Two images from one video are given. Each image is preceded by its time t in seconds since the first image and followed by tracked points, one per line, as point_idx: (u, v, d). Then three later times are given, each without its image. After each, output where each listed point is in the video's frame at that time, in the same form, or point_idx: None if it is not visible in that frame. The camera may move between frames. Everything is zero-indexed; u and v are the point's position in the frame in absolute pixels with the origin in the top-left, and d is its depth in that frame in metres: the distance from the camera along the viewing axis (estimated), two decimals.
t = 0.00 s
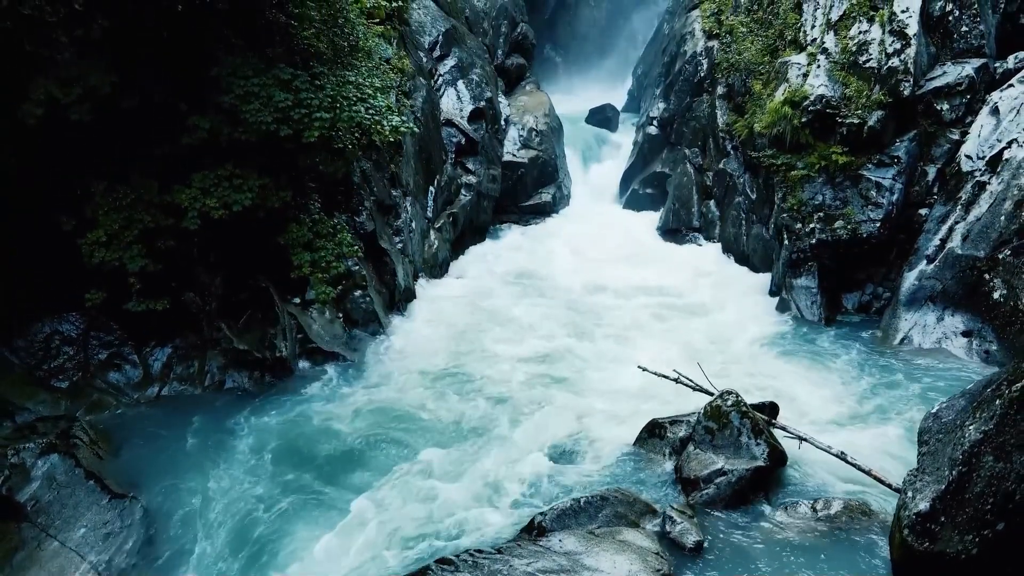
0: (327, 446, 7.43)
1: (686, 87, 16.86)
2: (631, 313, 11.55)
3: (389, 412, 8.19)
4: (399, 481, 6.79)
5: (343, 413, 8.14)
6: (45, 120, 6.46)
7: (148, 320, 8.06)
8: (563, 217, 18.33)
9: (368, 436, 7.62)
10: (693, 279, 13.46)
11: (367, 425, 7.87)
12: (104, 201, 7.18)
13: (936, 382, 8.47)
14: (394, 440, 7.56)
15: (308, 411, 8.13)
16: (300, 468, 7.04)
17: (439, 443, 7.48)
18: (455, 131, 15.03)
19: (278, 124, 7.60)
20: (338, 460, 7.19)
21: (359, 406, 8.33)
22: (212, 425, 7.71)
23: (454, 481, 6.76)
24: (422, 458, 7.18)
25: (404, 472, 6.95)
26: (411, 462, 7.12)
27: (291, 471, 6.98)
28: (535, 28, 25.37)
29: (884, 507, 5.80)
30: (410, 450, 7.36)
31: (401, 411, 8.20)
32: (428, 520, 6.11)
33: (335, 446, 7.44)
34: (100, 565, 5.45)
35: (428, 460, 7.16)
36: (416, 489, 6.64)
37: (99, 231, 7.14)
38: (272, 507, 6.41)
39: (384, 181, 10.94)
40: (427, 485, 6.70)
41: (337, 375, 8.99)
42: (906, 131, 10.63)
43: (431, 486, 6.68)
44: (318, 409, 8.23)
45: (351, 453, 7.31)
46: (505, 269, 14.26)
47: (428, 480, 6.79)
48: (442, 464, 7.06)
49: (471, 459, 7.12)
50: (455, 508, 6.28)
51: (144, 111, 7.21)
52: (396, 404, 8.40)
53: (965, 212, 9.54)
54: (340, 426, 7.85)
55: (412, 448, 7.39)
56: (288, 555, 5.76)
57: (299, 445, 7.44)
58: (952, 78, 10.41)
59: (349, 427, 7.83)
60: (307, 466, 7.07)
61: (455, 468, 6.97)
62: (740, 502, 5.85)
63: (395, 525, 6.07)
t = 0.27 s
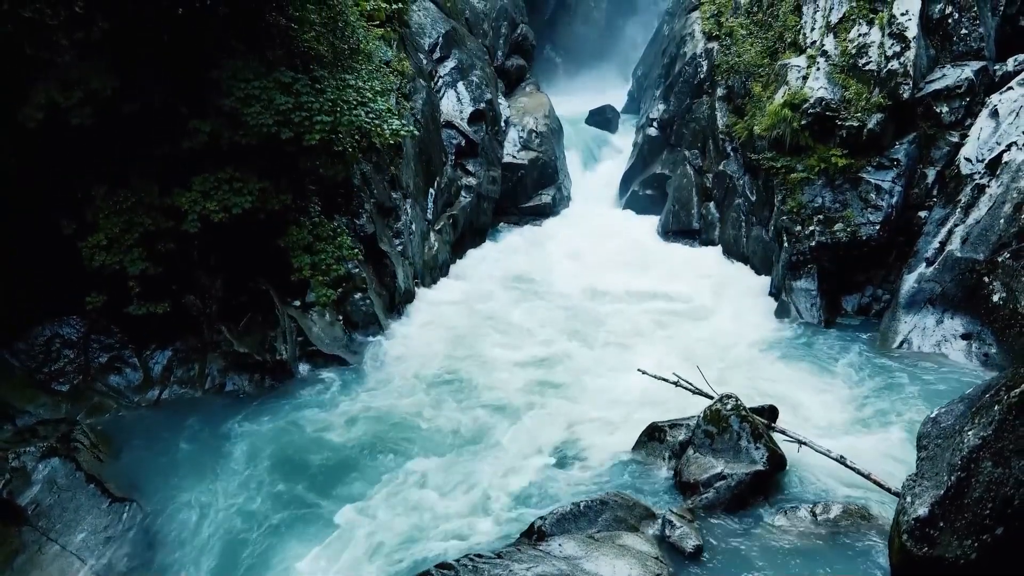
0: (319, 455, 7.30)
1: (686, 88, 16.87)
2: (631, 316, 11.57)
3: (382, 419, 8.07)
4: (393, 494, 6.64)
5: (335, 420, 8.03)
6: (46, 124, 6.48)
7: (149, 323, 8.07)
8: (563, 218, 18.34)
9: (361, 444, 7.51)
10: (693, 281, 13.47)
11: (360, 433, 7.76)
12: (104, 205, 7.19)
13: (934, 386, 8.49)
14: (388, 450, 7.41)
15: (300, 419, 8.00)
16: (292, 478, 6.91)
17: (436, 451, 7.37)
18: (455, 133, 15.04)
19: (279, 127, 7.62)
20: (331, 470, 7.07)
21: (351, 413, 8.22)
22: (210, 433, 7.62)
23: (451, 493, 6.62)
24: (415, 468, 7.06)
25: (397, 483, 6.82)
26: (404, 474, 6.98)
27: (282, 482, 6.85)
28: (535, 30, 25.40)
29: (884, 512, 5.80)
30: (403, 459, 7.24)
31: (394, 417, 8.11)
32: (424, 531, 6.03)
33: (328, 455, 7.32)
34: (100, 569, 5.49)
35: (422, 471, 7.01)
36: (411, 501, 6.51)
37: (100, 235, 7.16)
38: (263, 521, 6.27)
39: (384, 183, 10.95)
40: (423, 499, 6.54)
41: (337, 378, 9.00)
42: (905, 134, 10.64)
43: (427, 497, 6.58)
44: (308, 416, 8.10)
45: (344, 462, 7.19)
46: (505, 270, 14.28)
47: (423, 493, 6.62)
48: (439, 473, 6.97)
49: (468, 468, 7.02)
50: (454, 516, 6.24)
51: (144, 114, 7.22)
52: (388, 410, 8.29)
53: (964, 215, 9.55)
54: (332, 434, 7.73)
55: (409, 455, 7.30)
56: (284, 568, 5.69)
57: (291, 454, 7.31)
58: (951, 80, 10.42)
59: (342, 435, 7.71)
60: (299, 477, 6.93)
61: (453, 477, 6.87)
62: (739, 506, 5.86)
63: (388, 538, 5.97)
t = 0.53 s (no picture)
0: (312, 464, 7.23)
1: (686, 90, 16.88)
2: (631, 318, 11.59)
3: (376, 426, 8.02)
4: (386, 504, 6.58)
5: (332, 426, 8.00)
6: (46, 127, 6.48)
7: (149, 326, 8.09)
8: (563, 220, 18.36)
9: (354, 453, 7.44)
10: (693, 283, 13.48)
11: (354, 441, 7.70)
12: (105, 208, 7.20)
13: (933, 389, 8.51)
14: (381, 458, 7.36)
15: (294, 427, 7.94)
16: (285, 489, 6.83)
17: (433, 456, 7.38)
18: (455, 134, 15.05)
19: (280, 129, 7.69)
20: (323, 480, 7.00)
21: (344, 420, 8.15)
22: (208, 437, 7.63)
23: (453, 504, 6.55)
24: (409, 478, 6.99)
25: (390, 493, 6.76)
26: (397, 483, 6.93)
27: (275, 493, 6.77)
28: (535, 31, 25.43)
29: (882, 516, 5.82)
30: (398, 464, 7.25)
31: (389, 424, 8.06)
32: (420, 535, 6.07)
33: (320, 464, 7.26)
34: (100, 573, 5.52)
35: (416, 480, 6.96)
36: (408, 512, 6.44)
37: (100, 238, 7.18)
38: (254, 536, 6.16)
39: (384, 185, 10.95)
40: (418, 510, 6.48)
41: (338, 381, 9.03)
42: (905, 136, 10.65)
43: (424, 504, 6.57)
44: (300, 424, 8.03)
45: (337, 472, 7.12)
46: (505, 272, 14.29)
47: (419, 504, 6.57)
48: (438, 478, 6.98)
49: (461, 471, 7.08)
50: (453, 521, 6.27)
51: (145, 117, 7.23)
52: (382, 417, 8.24)
53: (964, 217, 9.56)
54: (325, 442, 7.65)
55: (406, 460, 7.30)
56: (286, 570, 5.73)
57: (283, 464, 7.24)
58: (951, 83, 10.42)
59: (335, 443, 7.64)
60: (292, 487, 6.86)
61: (450, 485, 6.85)
62: (738, 509, 5.88)
63: (382, 544, 5.98)
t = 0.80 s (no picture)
0: (303, 474, 7.10)
1: (685, 91, 16.88)
2: (631, 321, 11.61)
3: (369, 433, 7.91)
4: (381, 515, 6.41)
5: (333, 429, 8.00)
6: (46, 130, 6.48)
7: (150, 329, 8.11)
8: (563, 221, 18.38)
9: (348, 461, 7.32)
10: (693, 285, 13.51)
11: (346, 449, 7.58)
12: (105, 211, 7.21)
13: (933, 392, 8.53)
14: (375, 467, 7.23)
15: (290, 432, 7.87)
16: (277, 499, 6.70)
17: (433, 461, 7.34)
18: (455, 136, 15.04)
19: (281, 132, 7.61)
20: (316, 489, 6.86)
21: (336, 428, 8.03)
22: (205, 441, 7.60)
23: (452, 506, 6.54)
24: (402, 488, 6.85)
25: (384, 502, 6.62)
26: (390, 492, 6.79)
27: (266, 504, 6.63)
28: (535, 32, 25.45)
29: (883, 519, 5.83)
30: (395, 472, 7.14)
31: (383, 431, 7.95)
32: (420, 534, 6.10)
33: (312, 473, 7.13)
34: None
35: (413, 490, 6.80)
36: (404, 522, 6.30)
37: (100, 241, 7.14)
38: (251, 544, 6.08)
39: (384, 186, 10.97)
40: (414, 521, 6.32)
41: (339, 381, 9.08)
42: (904, 138, 10.65)
43: (419, 510, 6.49)
44: (292, 432, 7.90)
45: (329, 481, 6.99)
46: (505, 274, 14.32)
47: (415, 513, 6.45)
48: (438, 483, 6.90)
49: (460, 483, 6.91)
50: (453, 524, 6.24)
51: (145, 121, 7.25)
52: (375, 424, 8.12)
53: (964, 220, 9.56)
54: (316, 451, 7.52)
55: (404, 468, 7.20)
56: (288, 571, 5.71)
57: (274, 474, 7.10)
58: (950, 85, 10.42)
59: (327, 452, 7.51)
60: (283, 498, 6.72)
61: (449, 490, 6.78)
62: (738, 513, 5.88)
63: (380, 548, 5.96)
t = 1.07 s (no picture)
0: (294, 485, 6.98)
1: (685, 92, 16.89)
2: (631, 323, 11.64)
3: (362, 443, 7.80)
4: (372, 531, 6.27)
5: (331, 432, 8.01)
6: (47, 134, 6.50)
7: (150, 332, 8.12)
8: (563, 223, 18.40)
9: (346, 466, 7.32)
10: (693, 286, 13.54)
11: (339, 459, 7.47)
12: (106, 213, 7.23)
13: (932, 394, 8.55)
14: (368, 478, 7.12)
15: (287, 436, 7.87)
16: (267, 512, 6.58)
17: (432, 464, 7.37)
18: (455, 137, 15.04)
19: (281, 135, 7.60)
20: (306, 501, 6.74)
21: (329, 436, 7.93)
22: (203, 445, 7.58)
23: (450, 502, 6.67)
24: (393, 500, 6.73)
25: (376, 516, 6.49)
26: (382, 505, 6.67)
27: (261, 513, 6.56)
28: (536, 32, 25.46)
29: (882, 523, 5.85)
30: (389, 482, 7.05)
31: (376, 440, 7.85)
32: (432, 553, 5.92)
33: (303, 484, 7.02)
34: None
35: (406, 503, 6.69)
36: (400, 537, 6.18)
37: (101, 244, 7.16)
38: (251, 550, 6.07)
39: (384, 188, 10.98)
40: (409, 534, 6.21)
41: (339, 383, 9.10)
42: (904, 141, 10.65)
43: (421, 523, 6.38)
44: (283, 440, 7.80)
45: (319, 493, 6.86)
46: (505, 276, 14.34)
47: (414, 525, 6.34)
48: (437, 489, 6.90)
49: (456, 493, 6.83)
50: (455, 530, 6.24)
51: (145, 124, 7.26)
52: (368, 433, 8.02)
53: (963, 222, 9.58)
54: (308, 461, 7.40)
55: (399, 479, 7.10)
56: None
57: (264, 485, 6.98)
58: (950, 87, 10.42)
59: (318, 462, 7.40)
60: (272, 510, 6.59)
61: (450, 493, 6.82)
62: (737, 517, 5.89)
63: (379, 554, 5.95)
